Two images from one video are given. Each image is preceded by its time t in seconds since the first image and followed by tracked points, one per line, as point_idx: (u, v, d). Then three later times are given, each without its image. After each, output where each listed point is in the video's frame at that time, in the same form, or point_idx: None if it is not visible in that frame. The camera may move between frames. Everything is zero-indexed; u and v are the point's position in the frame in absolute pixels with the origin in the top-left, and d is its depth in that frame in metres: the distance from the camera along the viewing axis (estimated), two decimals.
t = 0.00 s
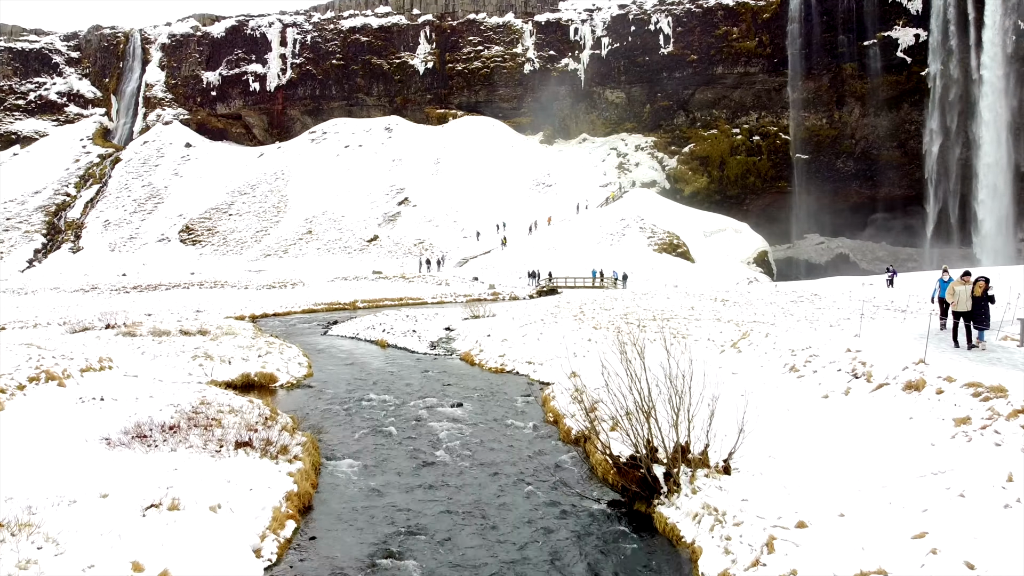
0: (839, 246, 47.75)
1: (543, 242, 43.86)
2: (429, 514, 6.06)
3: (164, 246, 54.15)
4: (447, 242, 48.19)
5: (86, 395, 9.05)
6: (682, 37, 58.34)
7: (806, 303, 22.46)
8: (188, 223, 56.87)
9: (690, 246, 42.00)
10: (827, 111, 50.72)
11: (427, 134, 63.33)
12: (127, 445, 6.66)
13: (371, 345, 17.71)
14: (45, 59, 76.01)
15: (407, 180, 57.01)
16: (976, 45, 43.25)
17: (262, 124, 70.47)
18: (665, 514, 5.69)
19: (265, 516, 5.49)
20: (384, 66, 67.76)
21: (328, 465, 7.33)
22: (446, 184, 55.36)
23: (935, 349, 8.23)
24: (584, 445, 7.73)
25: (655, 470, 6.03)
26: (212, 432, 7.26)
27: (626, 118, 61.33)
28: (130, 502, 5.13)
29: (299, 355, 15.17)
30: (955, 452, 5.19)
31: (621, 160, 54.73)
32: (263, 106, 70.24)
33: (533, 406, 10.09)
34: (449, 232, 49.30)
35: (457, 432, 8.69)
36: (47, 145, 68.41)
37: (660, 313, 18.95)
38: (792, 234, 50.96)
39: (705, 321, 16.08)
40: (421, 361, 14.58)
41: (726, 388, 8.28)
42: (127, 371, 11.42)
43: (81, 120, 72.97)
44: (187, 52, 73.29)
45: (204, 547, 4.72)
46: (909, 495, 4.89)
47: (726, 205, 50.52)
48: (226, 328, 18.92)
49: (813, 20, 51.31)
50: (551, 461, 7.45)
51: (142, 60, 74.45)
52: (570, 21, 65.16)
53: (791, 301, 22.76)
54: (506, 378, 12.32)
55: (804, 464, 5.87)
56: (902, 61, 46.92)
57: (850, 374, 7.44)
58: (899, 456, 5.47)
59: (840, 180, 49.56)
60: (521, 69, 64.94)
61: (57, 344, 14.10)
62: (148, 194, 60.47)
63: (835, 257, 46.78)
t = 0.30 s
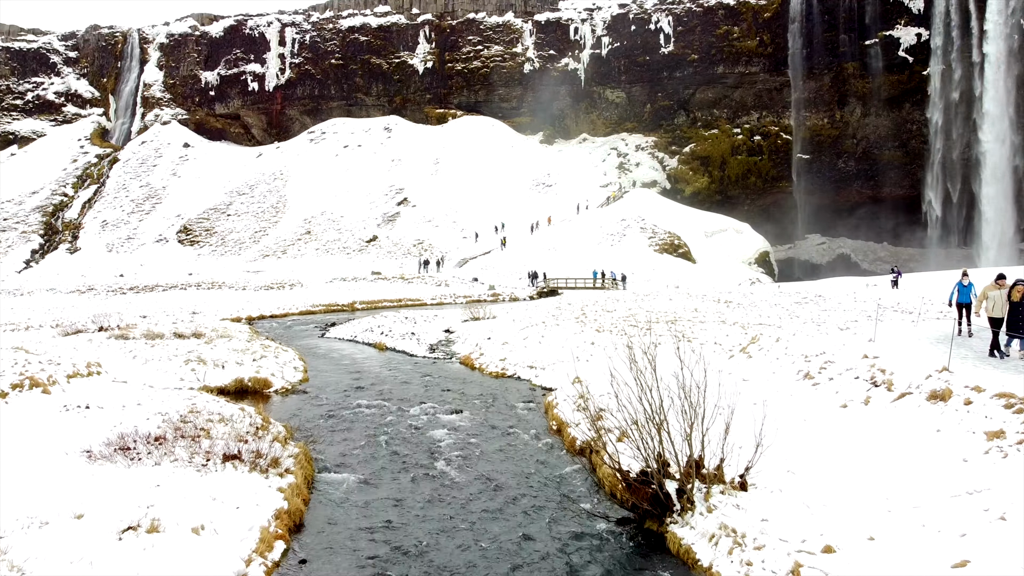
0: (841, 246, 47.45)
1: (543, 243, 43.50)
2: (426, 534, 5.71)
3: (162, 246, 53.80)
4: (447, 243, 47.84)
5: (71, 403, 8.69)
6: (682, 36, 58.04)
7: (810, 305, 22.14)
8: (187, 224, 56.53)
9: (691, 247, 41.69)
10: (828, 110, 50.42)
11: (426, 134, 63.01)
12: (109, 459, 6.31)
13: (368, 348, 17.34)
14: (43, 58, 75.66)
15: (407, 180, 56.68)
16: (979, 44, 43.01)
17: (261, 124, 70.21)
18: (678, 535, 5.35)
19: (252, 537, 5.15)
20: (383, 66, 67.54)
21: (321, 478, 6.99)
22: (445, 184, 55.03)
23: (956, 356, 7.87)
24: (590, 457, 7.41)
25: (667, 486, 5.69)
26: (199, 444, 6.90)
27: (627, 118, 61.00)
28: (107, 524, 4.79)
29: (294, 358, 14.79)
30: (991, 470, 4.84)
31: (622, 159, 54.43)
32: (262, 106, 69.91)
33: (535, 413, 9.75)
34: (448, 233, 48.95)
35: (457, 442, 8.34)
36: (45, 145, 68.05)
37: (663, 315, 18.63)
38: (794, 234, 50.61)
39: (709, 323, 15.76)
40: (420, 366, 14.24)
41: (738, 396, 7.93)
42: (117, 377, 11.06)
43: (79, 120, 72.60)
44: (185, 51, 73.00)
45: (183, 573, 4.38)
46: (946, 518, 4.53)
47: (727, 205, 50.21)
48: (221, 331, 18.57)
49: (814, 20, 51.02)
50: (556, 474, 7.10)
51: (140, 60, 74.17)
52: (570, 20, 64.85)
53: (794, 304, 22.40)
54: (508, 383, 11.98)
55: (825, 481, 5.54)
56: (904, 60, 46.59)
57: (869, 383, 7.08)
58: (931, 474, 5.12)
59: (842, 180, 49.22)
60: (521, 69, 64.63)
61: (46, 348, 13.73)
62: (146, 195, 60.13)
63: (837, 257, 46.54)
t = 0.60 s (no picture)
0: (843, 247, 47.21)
1: (543, 244, 43.12)
2: (424, 555, 5.39)
3: (160, 247, 53.45)
4: (447, 243, 47.50)
5: (55, 410, 8.33)
6: (683, 36, 57.78)
7: (813, 306, 21.87)
8: (185, 224, 56.17)
9: (692, 247, 41.38)
10: (829, 110, 50.13)
11: (425, 134, 62.73)
12: (89, 473, 5.96)
13: (366, 351, 17.06)
14: (41, 58, 75.36)
15: (406, 180, 56.35)
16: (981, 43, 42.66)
17: (260, 124, 70.00)
18: (690, 555, 5.03)
19: (238, 560, 4.82)
20: (382, 65, 67.27)
21: (313, 492, 6.67)
22: (445, 184, 54.72)
23: (976, 362, 7.55)
24: (596, 469, 7.09)
25: (679, 502, 5.37)
26: (186, 456, 6.56)
27: (627, 117, 60.72)
28: (81, 548, 4.45)
29: (290, 362, 14.46)
30: None
31: (622, 159, 54.17)
32: (261, 106, 69.66)
33: (538, 421, 9.44)
34: (448, 233, 48.62)
35: (457, 451, 8.03)
36: (43, 145, 67.71)
37: (666, 317, 18.30)
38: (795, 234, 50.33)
39: (714, 326, 15.45)
40: (419, 370, 13.92)
41: (749, 404, 7.61)
42: (106, 383, 10.71)
43: (77, 120, 72.28)
44: (184, 51, 72.74)
45: None
46: (983, 543, 4.22)
47: (728, 205, 49.92)
48: (216, 333, 18.28)
49: (815, 19, 50.77)
50: (560, 488, 6.78)
51: (138, 60, 73.97)
52: (570, 19, 64.59)
53: (799, 305, 22.13)
54: (509, 388, 11.67)
55: (848, 498, 5.24)
56: (905, 59, 46.17)
57: (888, 392, 6.75)
58: (962, 492, 4.80)
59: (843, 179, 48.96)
60: (521, 68, 64.34)
61: (36, 352, 13.37)
62: (145, 195, 59.79)
63: (839, 257, 46.30)
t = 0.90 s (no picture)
0: (844, 247, 47.12)
1: (543, 245, 42.72)
2: None
3: (157, 248, 53.13)
4: (447, 243, 47.17)
5: (37, 417, 7.97)
6: (683, 35, 57.44)
7: (818, 307, 21.59)
8: (182, 225, 55.83)
9: (693, 247, 41.07)
10: (831, 110, 49.80)
11: (425, 133, 62.46)
12: (63, 488, 5.62)
13: (363, 354, 16.73)
14: (39, 58, 74.98)
15: (406, 180, 56.04)
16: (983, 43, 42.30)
17: (259, 124, 69.75)
18: None
19: None
20: (382, 64, 66.94)
21: (303, 507, 6.34)
22: (445, 185, 54.41)
23: (997, 369, 7.22)
24: (602, 482, 6.77)
25: (692, 521, 5.04)
26: (169, 469, 6.22)
27: (627, 117, 60.40)
28: None
29: (285, 365, 14.13)
30: None
31: (622, 159, 53.92)
32: (259, 106, 69.32)
33: (540, 428, 9.12)
34: (448, 233, 48.29)
35: (455, 461, 7.72)
36: (40, 145, 67.35)
37: (670, 319, 18.00)
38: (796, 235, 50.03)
39: (718, 329, 15.13)
40: (417, 374, 13.61)
41: (760, 413, 7.27)
42: (92, 389, 10.35)
43: (75, 120, 71.91)
44: (182, 51, 72.41)
45: None
46: None
47: (729, 205, 49.58)
48: (210, 335, 17.93)
49: (817, 18, 50.40)
50: (563, 503, 6.47)
51: (136, 59, 73.67)
52: (570, 19, 64.23)
53: (803, 306, 21.80)
54: (510, 394, 11.37)
55: (875, 519, 4.91)
56: (907, 58, 45.68)
57: (909, 400, 6.42)
58: (1002, 516, 4.48)
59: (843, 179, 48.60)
60: (521, 67, 64.06)
61: (23, 355, 13.03)
62: (143, 195, 59.47)
63: (840, 258, 46.29)
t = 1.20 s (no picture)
0: (845, 247, 46.84)
1: (542, 245, 42.33)
2: None
3: (155, 248, 52.75)
4: (446, 243, 46.78)
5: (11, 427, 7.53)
6: (684, 34, 57.03)
7: (822, 309, 21.24)
8: (180, 225, 55.43)
9: (695, 248, 40.69)
10: (832, 110, 49.49)
11: (424, 133, 62.14)
12: (29, 508, 5.19)
13: (360, 358, 16.29)
14: (36, 58, 74.57)
15: (405, 180, 55.70)
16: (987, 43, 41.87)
17: (257, 124, 69.44)
18: None
19: None
20: (381, 64, 66.60)
21: (290, 526, 5.93)
22: (444, 184, 54.06)
23: None
24: (608, 498, 6.39)
25: (709, 547, 4.67)
26: (146, 485, 5.80)
27: (628, 116, 59.97)
28: None
29: (278, 370, 13.69)
30: None
31: (623, 159, 53.59)
32: (258, 105, 68.98)
33: (541, 438, 8.73)
34: (447, 234, 47.94)
35: (454, 474, 7.31)
36: (38, 145, 66.94)
37: (673, 321, 17.61)
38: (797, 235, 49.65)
39: (724, 332, 14.73)
40: (413, 378, 13.19)
41: (776, 423, 6.87)
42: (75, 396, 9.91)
43: (72, 120, 71.53)
44: (180, 50, 72.02)
45: None
46: None
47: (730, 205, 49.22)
48: (203, 339, 17.48)
49: (818, 17, 50.07)
50: (568, 523, 6.07)
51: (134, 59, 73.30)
52: (570, 18, 63.75)
53: (809, 308, 21.42)
54: (510, 400, 10.97)
55: (907, 544, 4.54)
56: (910, 57, 45.50)
57: (936, 412, 6.02)
58: None
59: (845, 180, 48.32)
60: (521, 67, 63.74)
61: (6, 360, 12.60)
62: (140, 195, 59.10)
63: (841, 258, 46.05)
